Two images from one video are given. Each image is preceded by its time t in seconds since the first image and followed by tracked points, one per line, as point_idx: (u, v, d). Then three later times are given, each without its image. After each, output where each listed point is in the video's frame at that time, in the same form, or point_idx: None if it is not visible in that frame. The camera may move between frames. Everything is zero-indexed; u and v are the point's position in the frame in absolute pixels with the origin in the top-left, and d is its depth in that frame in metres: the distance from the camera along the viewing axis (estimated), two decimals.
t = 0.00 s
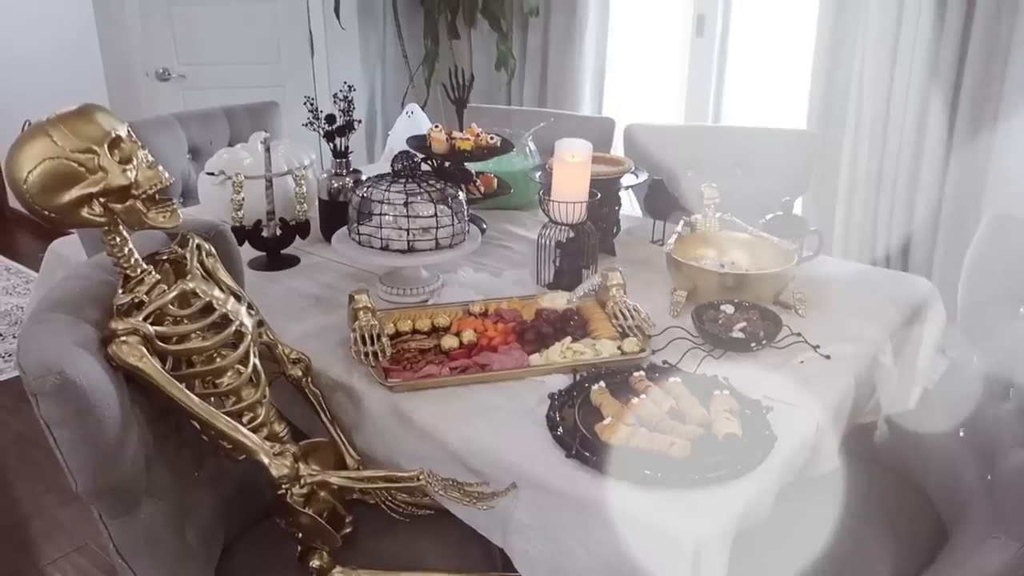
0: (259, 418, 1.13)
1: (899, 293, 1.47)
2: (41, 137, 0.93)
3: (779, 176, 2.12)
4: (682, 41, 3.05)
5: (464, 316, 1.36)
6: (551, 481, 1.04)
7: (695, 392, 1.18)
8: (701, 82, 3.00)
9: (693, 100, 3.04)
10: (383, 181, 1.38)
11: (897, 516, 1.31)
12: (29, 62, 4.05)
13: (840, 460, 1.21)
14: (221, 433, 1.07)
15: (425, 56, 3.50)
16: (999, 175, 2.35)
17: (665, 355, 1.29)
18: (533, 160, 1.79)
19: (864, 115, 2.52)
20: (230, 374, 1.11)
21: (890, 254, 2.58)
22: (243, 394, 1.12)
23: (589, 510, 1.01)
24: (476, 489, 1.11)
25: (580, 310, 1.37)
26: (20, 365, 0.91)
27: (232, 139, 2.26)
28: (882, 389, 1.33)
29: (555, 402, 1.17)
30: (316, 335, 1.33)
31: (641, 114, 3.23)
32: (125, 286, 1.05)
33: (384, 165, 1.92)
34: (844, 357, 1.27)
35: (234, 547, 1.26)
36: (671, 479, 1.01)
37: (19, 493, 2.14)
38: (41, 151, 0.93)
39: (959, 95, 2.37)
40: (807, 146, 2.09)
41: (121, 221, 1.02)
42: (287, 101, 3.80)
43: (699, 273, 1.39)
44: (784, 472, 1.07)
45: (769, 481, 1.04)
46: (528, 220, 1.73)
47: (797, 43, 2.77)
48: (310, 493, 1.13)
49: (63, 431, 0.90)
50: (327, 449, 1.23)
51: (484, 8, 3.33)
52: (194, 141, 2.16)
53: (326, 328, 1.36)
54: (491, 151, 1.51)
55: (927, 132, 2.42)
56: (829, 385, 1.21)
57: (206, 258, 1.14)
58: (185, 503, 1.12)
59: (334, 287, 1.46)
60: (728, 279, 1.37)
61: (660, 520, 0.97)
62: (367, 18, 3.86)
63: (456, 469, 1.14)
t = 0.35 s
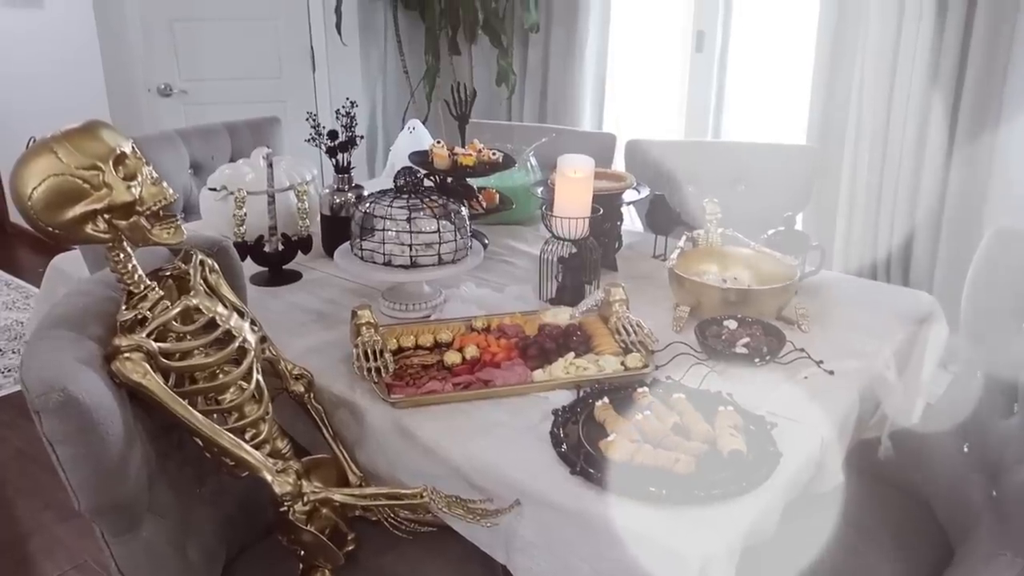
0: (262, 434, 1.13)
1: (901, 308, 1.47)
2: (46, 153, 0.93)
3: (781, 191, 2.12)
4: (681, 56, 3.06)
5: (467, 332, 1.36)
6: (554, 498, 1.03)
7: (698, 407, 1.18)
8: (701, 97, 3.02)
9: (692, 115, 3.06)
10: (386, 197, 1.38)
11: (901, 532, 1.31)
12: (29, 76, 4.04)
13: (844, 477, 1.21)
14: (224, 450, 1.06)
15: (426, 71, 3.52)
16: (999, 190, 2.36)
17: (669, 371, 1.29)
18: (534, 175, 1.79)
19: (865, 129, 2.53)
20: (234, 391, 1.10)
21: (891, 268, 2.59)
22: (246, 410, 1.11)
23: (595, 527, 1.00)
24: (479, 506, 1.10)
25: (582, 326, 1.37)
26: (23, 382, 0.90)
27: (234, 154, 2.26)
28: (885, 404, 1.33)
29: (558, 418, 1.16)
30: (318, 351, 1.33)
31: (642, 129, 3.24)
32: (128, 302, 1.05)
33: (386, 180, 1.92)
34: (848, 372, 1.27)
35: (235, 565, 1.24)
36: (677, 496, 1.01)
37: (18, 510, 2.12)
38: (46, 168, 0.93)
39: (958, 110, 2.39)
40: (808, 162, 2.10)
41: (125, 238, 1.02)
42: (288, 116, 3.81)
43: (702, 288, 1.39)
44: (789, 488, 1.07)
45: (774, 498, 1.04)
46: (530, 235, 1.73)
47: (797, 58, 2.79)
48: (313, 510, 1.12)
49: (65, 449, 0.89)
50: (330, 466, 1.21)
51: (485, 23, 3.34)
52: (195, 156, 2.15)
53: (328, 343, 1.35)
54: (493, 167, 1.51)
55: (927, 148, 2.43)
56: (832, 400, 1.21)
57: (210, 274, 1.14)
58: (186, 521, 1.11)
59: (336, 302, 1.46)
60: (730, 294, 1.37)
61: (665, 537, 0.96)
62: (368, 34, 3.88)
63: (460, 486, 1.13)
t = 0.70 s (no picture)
0: (264, 446, 1.14)
1: (902, 318, 1.48)
2: (51, 164, 0.96)
3: (782, 202, 2.13)
4: (681, 68, 3.08)
5: (468, 343, 1.36)
6: (557, 509, 1.03)
7: (700, 417, 1.18)
8: (701, 109, 3.03)
9: (692, 127, 3.07)
10: (388, 208, 1.38)
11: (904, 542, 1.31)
12: (30, 88, 4.04)
13: (846, 488, 1.21)
14: (226, 461, 1.07)
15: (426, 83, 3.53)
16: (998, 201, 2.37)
17: (671, 381, 1.29)
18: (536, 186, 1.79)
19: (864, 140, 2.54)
20: (236, 402, 1.12)
21: (891, 277, 2.59)
22: (248, 421, 1.12)
23: (598, 538, 1.00)
24: (481, 517, 1.10)
25: (584, 336, 1.37)
26: (27, 395, 0.90)
27: (235, 165, 2.26)
28: (887, 414, 1.33)
29: (561, 429, 1.16)
30: (320, 362, 1.33)
31: (643, 141, 3.25)
32: (131, 313, 1.06)
33: (388, 192, 1.93)
34: (851, 383, 1.27)
35: None
36: (679, 506, 1.00)
37: (17, 522, 2.11)
38: (51, 179, 0.96)
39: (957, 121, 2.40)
40: (808, 173, 2.10)
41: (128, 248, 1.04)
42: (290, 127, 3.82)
43: (704, 299, 1.39)
44: (791, 499, 1.07)
45: (776, 509, 1.04)
46: (531, 246, 1.74)
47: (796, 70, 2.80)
48: (314, 521, 1.12)
49: (68, 460, 0.89)
50: (331, 477, 1.21)
51: (485, 36, 3.35)
52: (197, 167, 2.16)
53: (329, 354, 1.35)
54: (494, 178, 1.51)
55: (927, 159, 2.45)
56: (835, 412, 1.21)
57: (212, 285, 1.15)
58: (187, 531, 1.12)
59: (338, 313, 1.46)
60: (732, 305, 1.38)
61: (669, 547, 0.96)
62: (369, 46, 3.90)
63: (461, 497, 1.13)
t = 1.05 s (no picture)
0: (265, 456, 1.17)
1: (903, 327, 1.48)
2: (56, 175, 1.01)
3: (782, 213, 2.14)
4: (681, 79, 3.09)
5: (469, 353, 1.36)
6: (560, 520, 1.03)
7: (702, 429, 1.18)
8: (701, 120, 3.04)
9: (693, 138, 3.08)
10: (389, 218, 1.38)
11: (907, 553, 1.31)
12: (31, 97, 4.05)
13: (848, 500, 1.21)
14: (227, 471, 1.09)
15: (427, 93, 3.54)
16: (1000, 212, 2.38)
17: (672, 393, 1.30)
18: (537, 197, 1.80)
19: (864, 150, 2.55)
20: (237, 412, 1.15)
21: (892, 287, 2.60)
22: (250, 431, 1.16)
23: (601, 550, 1.00)
24: (484, 528, 1.09)
25: (586, 347, 1.37)
26: (30, 405, 0.90)
27: (237, 175, 2.26)
28: (888, 426, 1.34)
29: (563, 439, 1.16)
30: (322, 373, 1.33)
31: (644, 151, 3.26)
32: (134, 323, 1.09)
33: (389, 202, 1.93)
34: (852, 394, 1.29)
35: None
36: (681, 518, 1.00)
37: (17, 532, 2.10)
38: (56, 190, 1.00)
39: (957, 131, 2.42)
40: (809, 185, 2.11)
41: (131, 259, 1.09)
42: (291, 137, 3.83)
43: (705, 309, 1.40)
44: (792, 512, 1.07)
45: (777, 522, 1.04)
46: (532, 256, 1.74)
47: (796, 81, 2.82)
48: (316, 532, 1.13)
49: (70, 470, 0.89)
50: (333, 488, 1.21)
51: (485, 46, 3.36)
52: (199, 177, 2.16)
53: (331, 365, 1.35)
54: (496, 189, 1.51)
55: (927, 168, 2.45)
56: (835, 425, 1.21)
57: (214, 294, 1.20)
58: (188, 542, 1.13)
59: (340, 323, 1.46)
60: (733, 315, 1.38)
61: (673, 561, 0.96)
62: (369, 56, 3.91)
63: (463, 508, 1.13)
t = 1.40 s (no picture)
0: (261, 468, 1.18)
1: (899, 338, 1.48)
2: (52, 187, 1.01)
3: (778, 224, 2.14)
4: (677, 90, 3.10)
5: (466, 364, 1.36)
6: (556, 532, 1.02)
7: (698, 440, 1.19)
8: (697, 131, 3.05)
9: (689, 149, 3.09)
10: (386, 229, 1.38)
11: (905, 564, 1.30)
12: (27, 108, 4.05)
13: (846, 512, 1.21)
14: (223, 483, 1.10)
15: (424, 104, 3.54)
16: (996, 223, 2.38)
17: (669, 404, 1.30)
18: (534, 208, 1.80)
19: (859, 161, 2.56)
20: (233, 424, 1.17)
21: (888, 298, 2.60)
22: (245, 444, 1.18)
23: (597, 564, 1.00)
24: (480, 540, 1.09)
25: (583, 358, 1.37)
26: (23, 417, 0.90)
27: (234, 186, 2.26)
28: (885, 437, 1.35)
29: (560, 451, 1.16)
30: (318, 384, 1.33)
31: (642, 162, 3.27)
32: (129, 334, 1.13)
33: (386, 212, 1.93)
34: (848, 405, 1.29)
35: None
36: (680, 530, 1.00)
37: (11, 545, 2.08)
38: (52, 201, 1.01)
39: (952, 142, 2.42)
40: (804, 196, 2.12)
41: (126, 270, 1.10)
42: (288, 148, 3.83)
43: (702, 321, 1.40)
44: (790, 523, 1.06)
45: (777, 534, 1.03)
46: (528, 266, 1.74)
47: (791, 92, 2.82)
48: (310, 545, 1.12)
49: (64, 484, 0.90)
50: (328, 500, 1.21)
51: (482, 57, 3.37)
52: (196, 188, 2.16)
53: (327, 376, 1.35)
54: (493, 200, 1.51)
55: (922, 178, 2.46)
56: (832, 437, 1.22)
57: (209, 306, 1.22)
58: (183, 555, 1.14)
59: (336, 334, 1.46)
60: (730, 326, 1.38)
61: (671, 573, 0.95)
62: (367, 67, 3.92)
63: (458, 520, 1.12)
